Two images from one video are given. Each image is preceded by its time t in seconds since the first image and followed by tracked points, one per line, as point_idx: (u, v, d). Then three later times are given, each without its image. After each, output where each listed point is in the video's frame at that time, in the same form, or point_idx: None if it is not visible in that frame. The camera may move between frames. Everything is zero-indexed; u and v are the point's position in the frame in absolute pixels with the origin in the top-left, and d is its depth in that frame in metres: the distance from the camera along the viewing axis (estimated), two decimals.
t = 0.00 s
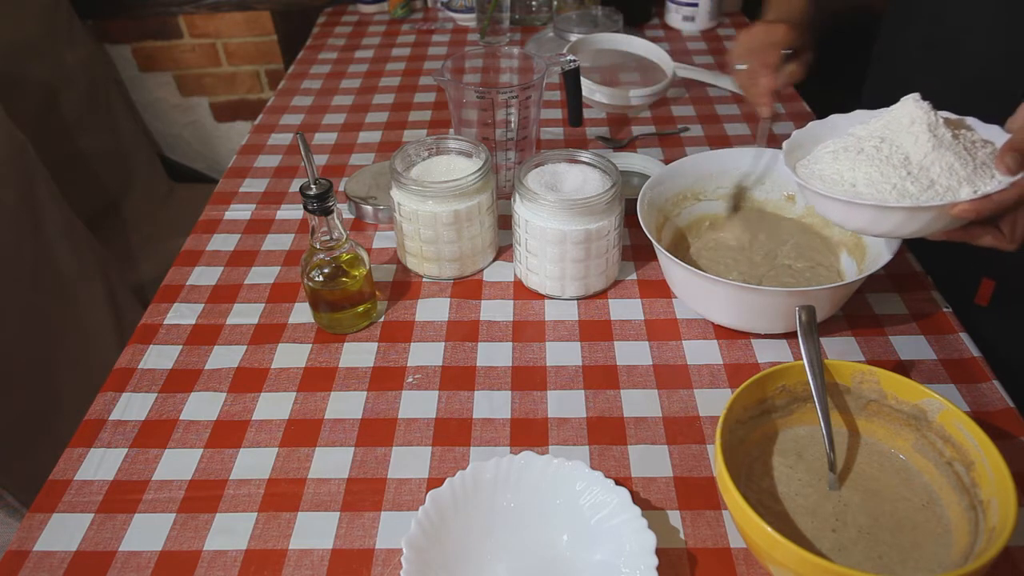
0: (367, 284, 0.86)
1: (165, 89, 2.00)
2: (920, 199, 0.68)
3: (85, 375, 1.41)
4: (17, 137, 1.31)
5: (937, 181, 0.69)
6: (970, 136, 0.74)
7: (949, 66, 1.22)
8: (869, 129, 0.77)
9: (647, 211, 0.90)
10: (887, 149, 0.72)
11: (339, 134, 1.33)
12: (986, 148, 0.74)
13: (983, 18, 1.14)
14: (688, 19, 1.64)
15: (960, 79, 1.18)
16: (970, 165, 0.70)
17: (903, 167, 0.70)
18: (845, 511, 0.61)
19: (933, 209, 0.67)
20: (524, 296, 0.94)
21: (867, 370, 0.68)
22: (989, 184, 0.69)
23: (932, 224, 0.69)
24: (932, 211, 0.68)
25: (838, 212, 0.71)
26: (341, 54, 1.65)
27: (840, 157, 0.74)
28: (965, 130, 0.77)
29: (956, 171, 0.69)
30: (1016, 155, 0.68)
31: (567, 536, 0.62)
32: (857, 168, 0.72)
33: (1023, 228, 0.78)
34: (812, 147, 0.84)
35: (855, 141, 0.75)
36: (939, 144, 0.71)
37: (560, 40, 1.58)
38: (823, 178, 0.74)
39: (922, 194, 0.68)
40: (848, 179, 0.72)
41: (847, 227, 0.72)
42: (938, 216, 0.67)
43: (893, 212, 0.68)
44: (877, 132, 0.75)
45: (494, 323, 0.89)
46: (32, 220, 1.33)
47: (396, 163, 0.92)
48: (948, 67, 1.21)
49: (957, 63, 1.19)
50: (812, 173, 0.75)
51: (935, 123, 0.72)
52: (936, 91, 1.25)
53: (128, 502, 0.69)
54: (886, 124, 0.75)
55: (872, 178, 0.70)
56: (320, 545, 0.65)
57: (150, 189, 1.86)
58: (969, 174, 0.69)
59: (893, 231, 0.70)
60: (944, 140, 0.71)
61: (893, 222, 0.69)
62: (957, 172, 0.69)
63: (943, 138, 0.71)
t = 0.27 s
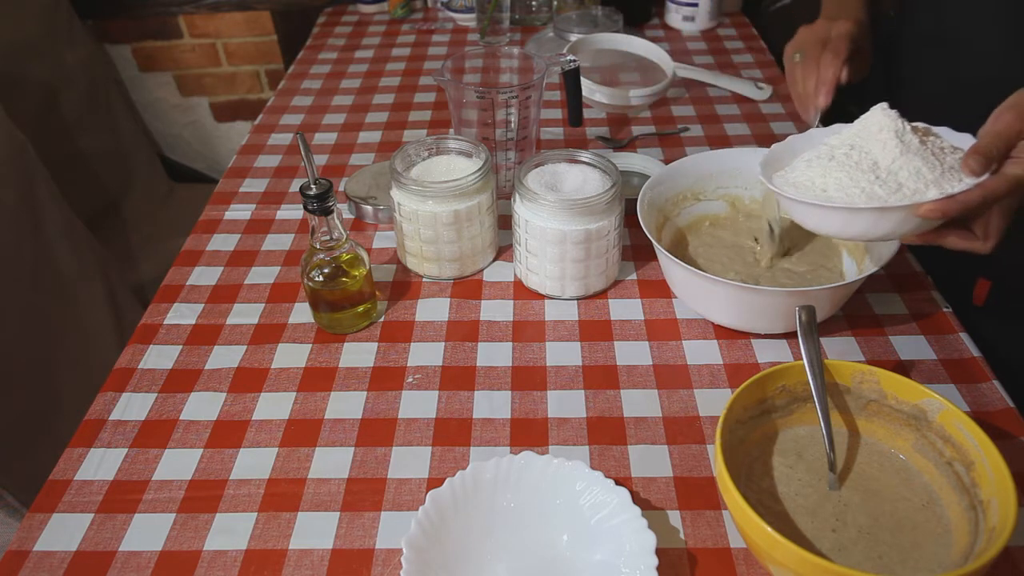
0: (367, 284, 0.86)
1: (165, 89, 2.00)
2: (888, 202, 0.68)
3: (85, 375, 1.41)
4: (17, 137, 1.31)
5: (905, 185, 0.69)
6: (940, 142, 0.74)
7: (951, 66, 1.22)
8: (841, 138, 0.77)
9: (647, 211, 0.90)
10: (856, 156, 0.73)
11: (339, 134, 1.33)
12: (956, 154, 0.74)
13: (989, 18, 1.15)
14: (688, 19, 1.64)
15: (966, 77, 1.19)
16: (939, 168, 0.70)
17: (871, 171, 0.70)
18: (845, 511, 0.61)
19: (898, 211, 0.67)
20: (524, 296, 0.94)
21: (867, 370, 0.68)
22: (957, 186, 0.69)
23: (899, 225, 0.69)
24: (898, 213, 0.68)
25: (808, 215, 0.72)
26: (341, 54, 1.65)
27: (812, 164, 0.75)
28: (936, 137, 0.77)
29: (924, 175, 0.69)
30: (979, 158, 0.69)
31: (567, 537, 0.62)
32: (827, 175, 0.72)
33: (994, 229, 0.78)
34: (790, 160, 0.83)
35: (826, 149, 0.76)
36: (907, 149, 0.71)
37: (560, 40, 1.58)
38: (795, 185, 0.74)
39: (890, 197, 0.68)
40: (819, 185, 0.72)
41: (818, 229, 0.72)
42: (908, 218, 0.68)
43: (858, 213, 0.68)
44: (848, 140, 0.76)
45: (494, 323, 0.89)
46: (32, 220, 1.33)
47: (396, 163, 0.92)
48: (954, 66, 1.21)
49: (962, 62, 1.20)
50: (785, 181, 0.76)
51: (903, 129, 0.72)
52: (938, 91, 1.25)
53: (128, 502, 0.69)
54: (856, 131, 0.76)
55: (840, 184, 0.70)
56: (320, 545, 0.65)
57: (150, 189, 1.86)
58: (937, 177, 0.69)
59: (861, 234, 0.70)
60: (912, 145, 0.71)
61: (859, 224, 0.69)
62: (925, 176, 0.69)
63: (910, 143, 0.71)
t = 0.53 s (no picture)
0: (367, 284, 0.86)
1: (165, 89, 2.00)
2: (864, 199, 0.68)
3: (85, 375, 1.41)
4: (17, 137, 1.31)
5: (882, 184, 0.69)
6: (921, 146, 0.74)
7: (953, 66, 1.21)
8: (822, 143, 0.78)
9: (647, 211, 0.90)
10: (834, 157, 0.73)
11: (339, 134, 1.33)
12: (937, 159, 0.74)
13: (992, 17, 1.13)
14: (688, 19, 1.64)
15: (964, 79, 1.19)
16: (917, 168, 0.70)
17: (849, 171, 0.71)
18: (845, 511, 0.61)
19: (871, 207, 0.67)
20: (524, 296, 0.94)
21: (867, 370, 0.68)
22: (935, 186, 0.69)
23: (875, 223, 0.69)
24: (872, 210, 0.68)
25: (786, 212, 0.72)
26: (341, 55, 1.65)
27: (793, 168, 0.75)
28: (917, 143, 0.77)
29: (901, 175, 0.69)
30: (954, 159, 0.71)
31: (567, 537, 0.62)
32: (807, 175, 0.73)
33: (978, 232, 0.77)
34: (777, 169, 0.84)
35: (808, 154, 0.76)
36: (884, 151, 0.71)
37: (560, 40, 1.58)
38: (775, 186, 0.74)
39: (866, 195, 0.68)
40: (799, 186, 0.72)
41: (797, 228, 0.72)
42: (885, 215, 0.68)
43: (833, 209, 0.68)
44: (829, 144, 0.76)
45: (494, 323, 0.89)
46: (32, 220, 1.33)
47: (396, 163, 0.92)
48: (954, 66, 1.21)
49: (962, 62, 1.19)
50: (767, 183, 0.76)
51: (881, 132, 0.72)
52: (940, 91, 1.25)
53: (128, 502, 0.69)
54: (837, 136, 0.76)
55: (816, 183, 0.71)
56: (320, 545, 0.65)
57: (150, 189, 1.86)
58: (914, 177, 0.69)
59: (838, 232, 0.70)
60: (890, 147, 0.72)
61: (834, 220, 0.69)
62: (901, 176, 0.69)
63: (888, 146, 0.71)
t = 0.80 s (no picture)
0: (367, 284, 0.86)
1: (165, 89, 2.00)
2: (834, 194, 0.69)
3: (85, 375, 1.41)
4: (17, 136, 1.31)
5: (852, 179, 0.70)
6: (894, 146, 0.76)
7: (954, 66, 1.21)
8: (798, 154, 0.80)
9: (647, 211, 0.90)
10: (805, 161, 0.75)
11: (339, 134, 1.33)
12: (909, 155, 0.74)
13: (996, 17, 1.13)
14: (688, 19, 1.65)
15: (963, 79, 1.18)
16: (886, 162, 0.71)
17: (818, 171, 0.72)
18: (845, 511, 0.61)
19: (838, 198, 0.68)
20: (524, 296, 0.94)
21: (867, 370, 0.68)
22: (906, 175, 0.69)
23: (846, 217, 0.70)
24: (844, 204, 0.69)
25: (759, 216, 0.74)
26: (341, 55, 1.65)
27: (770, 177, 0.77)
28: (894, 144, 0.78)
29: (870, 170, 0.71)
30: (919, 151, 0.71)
31: (567, 537, 0.62)
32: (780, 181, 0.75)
33: (953, 224, 0.76)
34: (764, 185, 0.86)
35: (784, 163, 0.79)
36: (852, 150, 0.73)
37: (560, 40, 1.58)
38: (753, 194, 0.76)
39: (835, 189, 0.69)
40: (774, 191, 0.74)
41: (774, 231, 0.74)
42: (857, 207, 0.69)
43: (799, 205, 0.70)
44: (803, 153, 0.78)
45: (494, 323, 0.89)
46: (32, 220, 1.33)
47: (396, 163, 0.92)
48: (954, 66, 1.21)
49: (964, 62, 1.19)
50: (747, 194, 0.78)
51: (848, 134, 0.74)
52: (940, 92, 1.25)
53: (128, 502, 0.69)
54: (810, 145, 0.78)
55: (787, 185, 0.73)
56: (320, 545, 0.65)
57: (150, 189, 1.86)
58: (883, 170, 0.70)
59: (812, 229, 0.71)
60: (858, 146, 0.73)
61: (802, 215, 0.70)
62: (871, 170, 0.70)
63: (856, 145, 0.73)
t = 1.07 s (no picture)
0: (367, 284, 0.86)
1: (165, 89, 2.00)
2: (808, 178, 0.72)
3: (85, 375, 1.41)
4: (17, 136, 1.31)
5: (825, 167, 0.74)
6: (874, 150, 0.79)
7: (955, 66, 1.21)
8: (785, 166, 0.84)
9: (647, 211, 0.90)
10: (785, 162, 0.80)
11: (339, 134, 1.33)
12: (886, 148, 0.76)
13: (998, 16, 1.12)
14: (688, 19, 1.64)
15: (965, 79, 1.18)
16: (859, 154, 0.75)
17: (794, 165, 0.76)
18: (845, 511, 0.61)
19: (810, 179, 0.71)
20: (524, 296, 0.94)
21: (867, 370, 0.68)
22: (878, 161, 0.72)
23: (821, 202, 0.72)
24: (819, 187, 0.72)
25: (743, 211, 0.78)
26: (341, 54, 1.65)
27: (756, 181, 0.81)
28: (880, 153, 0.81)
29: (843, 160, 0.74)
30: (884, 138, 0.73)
31: (567, 537, 0.62)
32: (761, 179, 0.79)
33: (931, 206, 0.74)
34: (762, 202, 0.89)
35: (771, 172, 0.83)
36: (826, 148, 0.77)
37: (560, 40, 1.58)
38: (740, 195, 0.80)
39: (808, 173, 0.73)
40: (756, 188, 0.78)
41: (755, 227, 0.77)
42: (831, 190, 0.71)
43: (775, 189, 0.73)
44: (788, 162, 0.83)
45: (494, 323, 0.89)
46: (32, 220, 1.33)
47: (396, 163, 0.92)
48: (955, 66, 1.20)
49: (966, 61, 1.18)
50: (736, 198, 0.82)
51: (824, 138, 0.79)
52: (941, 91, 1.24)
53: (128, 502, 0.69)
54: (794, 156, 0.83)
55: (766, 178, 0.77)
56: (320, 545, 0.65)
57: (150, 189, 1.86)
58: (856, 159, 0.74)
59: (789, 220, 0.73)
60: (833, 146, 0.78)
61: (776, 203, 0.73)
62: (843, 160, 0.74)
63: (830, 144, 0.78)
